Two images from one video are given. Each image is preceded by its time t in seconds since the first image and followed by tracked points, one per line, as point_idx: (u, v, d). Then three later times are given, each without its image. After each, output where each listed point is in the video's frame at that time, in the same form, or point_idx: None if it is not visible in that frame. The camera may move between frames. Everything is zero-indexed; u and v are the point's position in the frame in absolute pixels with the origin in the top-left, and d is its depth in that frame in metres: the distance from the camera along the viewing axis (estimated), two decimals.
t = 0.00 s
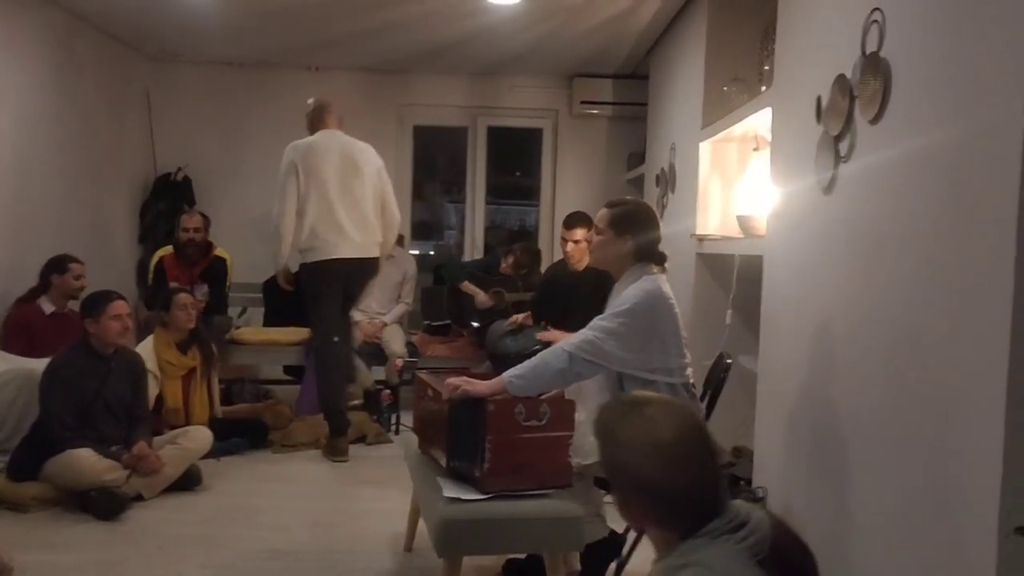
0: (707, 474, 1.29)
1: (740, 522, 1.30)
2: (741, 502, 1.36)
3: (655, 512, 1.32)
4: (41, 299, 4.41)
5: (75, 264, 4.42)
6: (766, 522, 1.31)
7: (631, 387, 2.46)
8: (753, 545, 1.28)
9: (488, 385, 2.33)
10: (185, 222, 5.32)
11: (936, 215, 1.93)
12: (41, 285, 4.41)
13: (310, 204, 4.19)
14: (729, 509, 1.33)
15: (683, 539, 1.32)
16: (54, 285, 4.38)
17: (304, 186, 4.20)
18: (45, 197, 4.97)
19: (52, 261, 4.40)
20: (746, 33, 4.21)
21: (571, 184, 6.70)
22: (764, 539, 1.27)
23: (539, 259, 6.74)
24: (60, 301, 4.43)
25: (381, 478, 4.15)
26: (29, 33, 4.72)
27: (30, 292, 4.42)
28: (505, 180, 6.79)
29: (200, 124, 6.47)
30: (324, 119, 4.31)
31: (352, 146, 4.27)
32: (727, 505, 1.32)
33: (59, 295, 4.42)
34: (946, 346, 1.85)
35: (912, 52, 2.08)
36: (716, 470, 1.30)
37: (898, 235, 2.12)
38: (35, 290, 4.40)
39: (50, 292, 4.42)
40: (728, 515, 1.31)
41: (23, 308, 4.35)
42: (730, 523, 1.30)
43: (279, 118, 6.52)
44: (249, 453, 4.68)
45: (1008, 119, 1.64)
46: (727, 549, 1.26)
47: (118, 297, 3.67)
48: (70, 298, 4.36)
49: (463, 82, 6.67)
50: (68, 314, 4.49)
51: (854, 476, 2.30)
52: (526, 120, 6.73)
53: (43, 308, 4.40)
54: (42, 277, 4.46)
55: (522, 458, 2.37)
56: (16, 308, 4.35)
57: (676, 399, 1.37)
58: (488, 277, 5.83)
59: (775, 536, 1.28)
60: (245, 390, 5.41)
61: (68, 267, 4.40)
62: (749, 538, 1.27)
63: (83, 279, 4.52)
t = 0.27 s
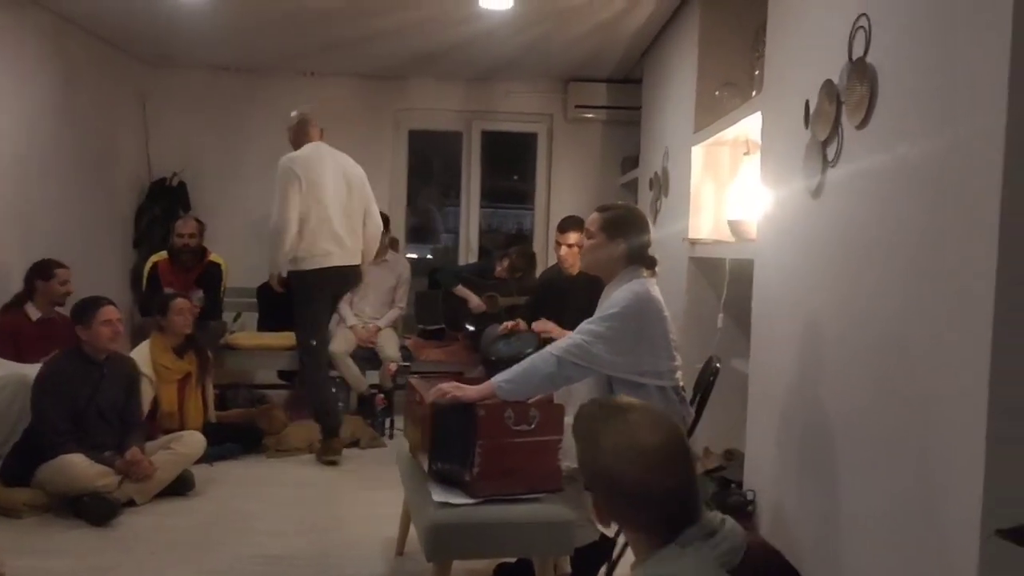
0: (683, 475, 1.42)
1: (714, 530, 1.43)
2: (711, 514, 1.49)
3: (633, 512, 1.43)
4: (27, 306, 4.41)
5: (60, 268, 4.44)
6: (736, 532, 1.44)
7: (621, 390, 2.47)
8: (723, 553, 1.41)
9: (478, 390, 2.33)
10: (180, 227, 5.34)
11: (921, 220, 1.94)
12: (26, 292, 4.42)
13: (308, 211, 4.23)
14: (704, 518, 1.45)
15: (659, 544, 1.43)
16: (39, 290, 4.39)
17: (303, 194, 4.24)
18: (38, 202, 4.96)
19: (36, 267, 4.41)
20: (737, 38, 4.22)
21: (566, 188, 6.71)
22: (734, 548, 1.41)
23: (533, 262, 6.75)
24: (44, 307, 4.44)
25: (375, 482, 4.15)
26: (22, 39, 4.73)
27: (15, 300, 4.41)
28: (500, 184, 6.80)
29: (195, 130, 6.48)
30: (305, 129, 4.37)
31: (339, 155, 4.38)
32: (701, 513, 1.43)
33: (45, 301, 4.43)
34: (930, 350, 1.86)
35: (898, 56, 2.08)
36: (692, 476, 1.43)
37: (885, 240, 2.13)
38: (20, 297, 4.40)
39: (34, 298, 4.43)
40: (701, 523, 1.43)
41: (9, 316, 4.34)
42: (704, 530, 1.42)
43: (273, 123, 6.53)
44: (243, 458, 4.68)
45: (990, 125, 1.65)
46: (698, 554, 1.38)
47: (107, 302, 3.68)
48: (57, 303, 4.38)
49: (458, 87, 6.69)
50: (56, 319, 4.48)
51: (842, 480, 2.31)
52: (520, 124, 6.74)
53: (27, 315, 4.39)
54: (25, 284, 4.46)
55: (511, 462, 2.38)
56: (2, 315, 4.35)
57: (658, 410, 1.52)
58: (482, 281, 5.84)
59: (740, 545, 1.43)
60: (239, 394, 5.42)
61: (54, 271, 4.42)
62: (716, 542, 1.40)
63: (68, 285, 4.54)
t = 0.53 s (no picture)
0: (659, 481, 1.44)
1: (692, 532, 1.46)
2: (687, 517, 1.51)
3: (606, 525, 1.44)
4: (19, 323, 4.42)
5: (50, 283, 4.45)
6: (715, 534, 1.48)
7: (610, 394, 2.48)
8: (701, 555, 1.44)
9: (466, 398, 2.34)
10: (179, 238, 5.35)
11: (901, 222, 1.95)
12: (17, 308, 4.44)
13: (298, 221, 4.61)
14: (682, 521, 1.48)
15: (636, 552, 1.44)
16: (30, 307, 4.42)
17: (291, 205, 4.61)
18: (37, 216, 4.98)
19: (25, 283, 4.43)
20: (728, 41, 4.24)
21: (562, 193, 6.73)
22: (711, 549, 1.44)
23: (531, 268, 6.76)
24: (36, 322, 4.48)
25: (373, 490, 4.17)
26: (19, 53, 4.75)
27: (5, 317, 4.42)
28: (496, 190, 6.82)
29: (192, 141, 6.50)
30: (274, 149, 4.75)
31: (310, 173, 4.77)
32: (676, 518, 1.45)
33: (37, 316, 4.47)
34: (912, 352, 1.87)
35: (879, 60, 2.10)
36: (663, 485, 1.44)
37: (868, 243, 2.14)
38: (9, 314, 4.41)
39: (27, 314, 4.46)
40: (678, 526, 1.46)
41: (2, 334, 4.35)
42: (683, 533, 1.45)
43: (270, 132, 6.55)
44: (242, 467, 4.70)
45: (965, 129, 1.67)
46: (680, 557, 1.41)
47: (97, 313, 3.70)
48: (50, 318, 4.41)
49: (453, 94, 6.71)
50: (50, 334, 4.49)
51: (831, 482, 2.32)
52: (516, 131, 6.76)
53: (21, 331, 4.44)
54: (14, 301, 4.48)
55: (500, 470, 2.39)
56: None
57: (625, 420, 1.51)
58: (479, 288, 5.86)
59: (719, 547, 1.47)
60: (238, 404, 5.43)
61: (43, 287, 4.44)
62: (697, 546, 1.43)
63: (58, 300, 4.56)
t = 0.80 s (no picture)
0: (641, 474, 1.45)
1: (679, 528, 1.46)
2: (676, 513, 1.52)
3: (591, 517, 1.45)
4: (27, 326, 4.45)
5: (54, 284, 4.45)
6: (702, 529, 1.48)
7: (609, 391, 2.48)
8: (689, 550, 1.45)
9: (463, 397, 2.34)
10: (187, 240, 5.38)
11: (893, 218, 1.93)
12: (24, 312, 4.44)
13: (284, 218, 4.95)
14: (669, 518, 1.48)
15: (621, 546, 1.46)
16: (37, 310, 4.43)
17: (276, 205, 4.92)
18: (46, 220, 5.02)
19: (29, 287, 4.42)
20: (730, 33, 4.22)
21: (569, 188, 6.71)
22: (700, 545, 1.45)
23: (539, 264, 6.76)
24: (44, 324, 4.49)
25: (380, 489, 4.18)
26: (25, 59, 4.78)
27: (12, 322, 4.42)
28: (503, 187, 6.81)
29: (200, 143, 6.53)
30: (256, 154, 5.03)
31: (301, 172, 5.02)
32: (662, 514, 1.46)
33: (45, 318, 4.48)
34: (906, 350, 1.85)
35: (872, 51, 2.07)
36: (650, 481, 1.45)
37: (863, 237, 2.13)
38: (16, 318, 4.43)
39: (34, 317, 4.47)
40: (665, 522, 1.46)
41: (10, 338, 4.38)
42: (667, 529, 1.45)
43: (276, 133, 6.57)
44: (251, 466, 4.73)
45: (956, 122, 1.65)
46: (667, 552, 1.42)
47: (100, 315, 3.71)
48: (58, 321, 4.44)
49: (459, 91, 6.71)
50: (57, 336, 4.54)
51: (831, 479, 2.31)
52: (522, 127, 6.75)
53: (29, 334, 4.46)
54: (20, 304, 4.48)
55: (499, 468, 2.39)
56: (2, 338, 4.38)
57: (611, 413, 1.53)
58: (487, 285, 5.85)
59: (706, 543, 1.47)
60: (248, 403, 5.47)
61: (48, 288, 4.44)
62: (685, 543, 1.44)
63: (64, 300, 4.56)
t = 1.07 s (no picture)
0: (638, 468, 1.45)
1: (670, 526, 1.46)
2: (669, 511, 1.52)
3: (589, 506, 1.46)
4: (47, 326, 4.52)
5: (75, 286, 4.55)
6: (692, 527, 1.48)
7: (612, 385, 2.49)
8: (679, 548, 1.44)
9: (468, 392, 2.35)
10: (197, 240, 5.46)
11: (891, 209, 1.92)
12: (45, 314, 4.52)
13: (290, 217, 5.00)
14: (661, 515, 1.48)
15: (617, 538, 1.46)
16: (58, 310, 4.50)
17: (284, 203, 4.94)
18: (62, 223, 5.08)
19: (50, 289, 4.52)
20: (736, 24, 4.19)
21: (581, 182, 6.69)
22: (690, 543, 1.45)
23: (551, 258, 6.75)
24: (64, 325, 4.56)
25: (392, 485, 4.20)
26: (37, 63, 4.83)
27: (33, 323, 4.50)
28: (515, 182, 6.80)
29: (213, 143, 6.57)
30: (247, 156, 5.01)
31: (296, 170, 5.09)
32: (658, 509, 1.47)
33: (65, 319, 4.55)
34: (905, 342, 1.84)
35: (869, 40, 2.05)
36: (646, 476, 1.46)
37: (861, 228, 2.11)
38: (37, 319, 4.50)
39: (55, 318, 4.55)
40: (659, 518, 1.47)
41: (31, 338, 4.46)
42: (660, 525, 1.45)
43: (288, 131, 6.60)
44: (265, 464, 4.77)
45: (950, 111, 1.63)
46: (659, 547, 1.42)
47: (112, 317, 3.76)
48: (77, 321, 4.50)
49: (469, 87, 6.70)
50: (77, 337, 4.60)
51: (836, 471, 2.30)
52: (533, 121, 6.73)
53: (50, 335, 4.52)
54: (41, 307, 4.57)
55: (502, 464, 2.40)
56: (23, 339, 4.45)
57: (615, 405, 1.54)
58: (498, 280, 5.85)
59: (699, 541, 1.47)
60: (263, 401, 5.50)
61: (69, 290, 4.53)
62: (677, 541, 1.44)
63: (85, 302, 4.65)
